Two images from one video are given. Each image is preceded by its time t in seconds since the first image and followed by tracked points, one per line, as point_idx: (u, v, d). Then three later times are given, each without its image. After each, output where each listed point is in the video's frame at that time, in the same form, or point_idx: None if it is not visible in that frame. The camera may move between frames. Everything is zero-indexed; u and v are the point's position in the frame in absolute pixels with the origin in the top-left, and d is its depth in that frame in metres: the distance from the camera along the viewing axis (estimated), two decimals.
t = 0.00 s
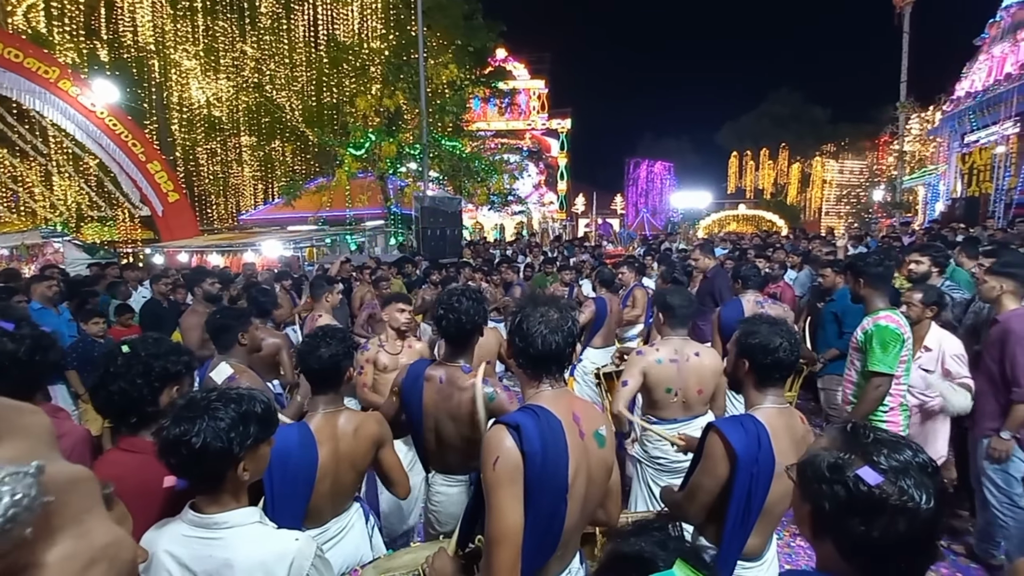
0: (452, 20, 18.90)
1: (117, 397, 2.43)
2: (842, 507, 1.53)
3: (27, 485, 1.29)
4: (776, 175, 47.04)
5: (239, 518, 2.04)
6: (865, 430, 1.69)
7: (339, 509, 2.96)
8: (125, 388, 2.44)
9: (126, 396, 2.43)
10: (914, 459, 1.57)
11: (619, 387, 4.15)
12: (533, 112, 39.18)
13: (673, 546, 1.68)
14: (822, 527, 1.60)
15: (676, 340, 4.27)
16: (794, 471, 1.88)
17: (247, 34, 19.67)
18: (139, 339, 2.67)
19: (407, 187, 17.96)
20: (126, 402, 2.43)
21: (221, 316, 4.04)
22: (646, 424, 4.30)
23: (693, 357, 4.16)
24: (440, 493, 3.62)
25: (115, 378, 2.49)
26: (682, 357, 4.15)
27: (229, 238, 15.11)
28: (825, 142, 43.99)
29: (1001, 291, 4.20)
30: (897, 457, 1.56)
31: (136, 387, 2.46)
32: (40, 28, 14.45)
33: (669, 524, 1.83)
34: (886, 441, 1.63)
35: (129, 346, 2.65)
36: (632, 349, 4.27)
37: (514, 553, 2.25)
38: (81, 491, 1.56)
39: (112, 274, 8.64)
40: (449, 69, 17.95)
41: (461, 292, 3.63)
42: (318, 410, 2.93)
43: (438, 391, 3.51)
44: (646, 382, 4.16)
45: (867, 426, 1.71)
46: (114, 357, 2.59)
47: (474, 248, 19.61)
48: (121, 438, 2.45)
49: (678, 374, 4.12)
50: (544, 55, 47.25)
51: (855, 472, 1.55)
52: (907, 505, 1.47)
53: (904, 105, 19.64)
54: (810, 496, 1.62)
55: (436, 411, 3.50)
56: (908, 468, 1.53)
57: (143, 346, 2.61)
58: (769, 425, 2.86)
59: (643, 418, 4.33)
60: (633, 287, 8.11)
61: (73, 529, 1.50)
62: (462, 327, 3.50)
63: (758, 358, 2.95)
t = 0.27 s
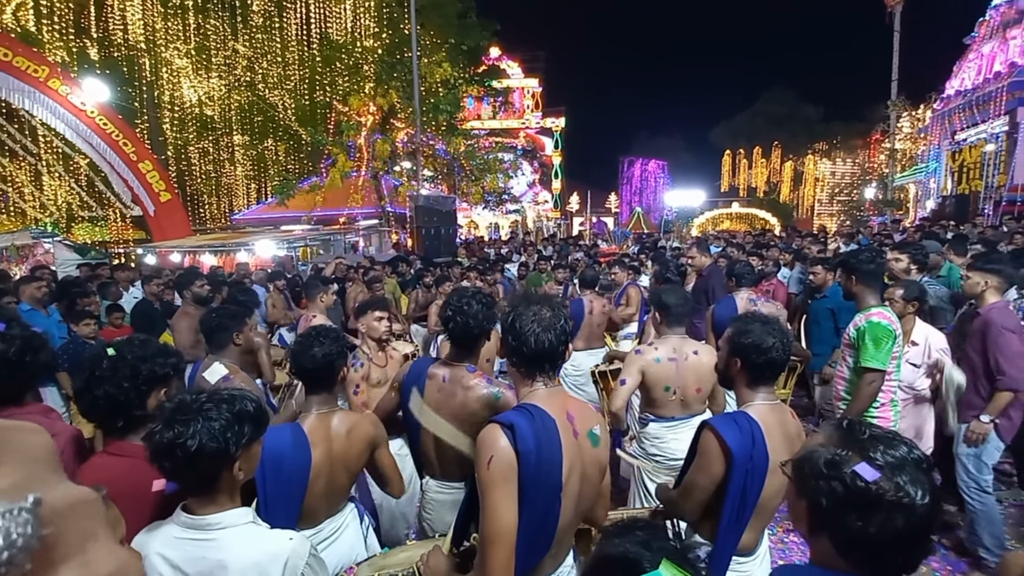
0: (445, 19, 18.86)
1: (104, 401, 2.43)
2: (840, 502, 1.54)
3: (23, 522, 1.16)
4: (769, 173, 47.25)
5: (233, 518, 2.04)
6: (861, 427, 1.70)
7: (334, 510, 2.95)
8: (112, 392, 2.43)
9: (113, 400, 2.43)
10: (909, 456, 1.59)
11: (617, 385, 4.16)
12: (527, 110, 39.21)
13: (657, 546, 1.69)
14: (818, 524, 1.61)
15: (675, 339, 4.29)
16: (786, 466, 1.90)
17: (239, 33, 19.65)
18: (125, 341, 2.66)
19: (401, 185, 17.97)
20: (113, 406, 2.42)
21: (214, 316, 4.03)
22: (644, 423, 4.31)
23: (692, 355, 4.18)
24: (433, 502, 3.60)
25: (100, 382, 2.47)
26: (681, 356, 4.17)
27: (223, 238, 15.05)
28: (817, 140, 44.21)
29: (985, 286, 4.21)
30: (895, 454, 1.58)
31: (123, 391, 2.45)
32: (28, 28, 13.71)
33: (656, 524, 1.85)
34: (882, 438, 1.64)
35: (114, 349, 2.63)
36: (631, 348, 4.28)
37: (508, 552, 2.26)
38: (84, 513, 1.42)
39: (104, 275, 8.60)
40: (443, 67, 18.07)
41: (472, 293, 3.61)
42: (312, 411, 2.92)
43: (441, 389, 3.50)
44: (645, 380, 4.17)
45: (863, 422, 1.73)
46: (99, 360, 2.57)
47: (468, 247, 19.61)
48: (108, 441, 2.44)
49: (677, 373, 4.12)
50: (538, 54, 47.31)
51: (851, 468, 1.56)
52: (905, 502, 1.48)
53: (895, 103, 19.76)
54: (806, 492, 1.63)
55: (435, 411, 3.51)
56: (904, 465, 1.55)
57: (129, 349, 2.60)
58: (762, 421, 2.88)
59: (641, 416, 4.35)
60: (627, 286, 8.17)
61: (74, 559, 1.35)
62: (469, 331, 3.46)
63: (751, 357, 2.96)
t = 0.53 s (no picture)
0: (439, 17, 18.82)
1: (90, 405, 2.41)
2: (792, 496, 1.55)
3: (59, 515, 1.07)
4: (762, 172, 47.45)
5: (227, 518, 2.05)
6: (819, 422, 1.72)
7: (329, 509, 2.95)
8: (99, 395, 2.42)
9: (100, 404, 2.41)
10: (863, 451, 1.60)
11: (642, 382, 4.15)
12: (522, 109, 39.24)
13: (642, 547, 1.70)
14: (776, 517, 1.63)
15: (692, 336, 4.32)
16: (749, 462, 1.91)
17: (231, 31, 19.72)
18: (112, 344, 2.64)
19: (396, 185, 17.95)
20: (100, 410, 2.41)
21: (209, 315, 4.01)
22: (659, 418, 4.33)
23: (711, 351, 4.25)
24: (429, 500, 3.61)
25: (87, 386, 2.46)
26: (700, 352, 4.23)
27: (216, 237, 15.00)
28: (811, 139, 44.34)
29: (973, 284, 4.23)
30: (848, 448, 1.59)
31: (110, 395, 2.44)
32: (19, 25, 13.65)
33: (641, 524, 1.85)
34: (839, 432, 1.66)
35: (100, 351, 2.62)
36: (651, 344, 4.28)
37: (504, 550, 2.26)
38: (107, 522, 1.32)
39: (95, 274, 8.55)
40: (438, 66, 17.86)
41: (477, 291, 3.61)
42: (307, 410, 2.92)
43: (441, 387, 3.49)
44: (668, 377, 4.17)
45: (821, 417, 1.74)
46: (85, 363, 2.55)
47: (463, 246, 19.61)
48: (97, 443, 2.44)
49: (696, 369, 4.18)
50: (533, 53, 47.33)
51: (802, 461, 1.57)
52: (852, 495, 1.50)
53: (887, 102, 19.89)
54: (763, 485, 1.65)
55: (434, 409, 3.50)
56: (855, 459, 1.57)
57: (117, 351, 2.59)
58: (754, 416, 2.90)
59: (656, 413, 4.37)
60: (620, 286, 8.24)
61: (102, 556, 1.31)
62: (475, 327, 3.47)
63: (742, 353, 2.98)
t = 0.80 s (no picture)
0: (431, 15, 18.74)
1: (72, 410, 2.40)
2: (720, 491, 1.65)
3: (51, 492, 1.32)
4: (754, 171, 47.64)
5: (217, 518, 2.04)
6: (752, 418, 1.81)
7: (320, 511, 2.95)
8: (81, 401, 2.41)
9: (82, 410, 2.40)
10: (787, 445, 1.69)
11: (662, 376, 4.16)
12: (514, 108, 39.26)
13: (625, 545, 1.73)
14: (713, 512, 1.69)
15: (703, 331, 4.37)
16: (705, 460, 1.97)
17: (221, 28, 19.55)
18: (95, 348, 2.62)
19: (388, 183, 17.87)
20: (83, 415, 2.40)
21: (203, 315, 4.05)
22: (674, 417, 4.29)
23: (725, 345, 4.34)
24: (422, 500, 3.58)
25: (68, 392, 2.44)
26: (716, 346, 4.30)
27: (205, 236, 14.90)
28: (801, 138, 44.55)
29: (958, 283, 4.26)
30: (772, 444, 1.67)
31: (93, 401, 2.42)
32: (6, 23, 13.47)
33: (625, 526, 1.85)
34: (771, 428, 1.75)
35: (81, 356, 2.60)
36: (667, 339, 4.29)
37: (495, 548, 2.27)
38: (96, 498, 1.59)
39: (82, 274, 8.48)
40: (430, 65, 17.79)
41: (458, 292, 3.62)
42: (298, 410, 2.92)
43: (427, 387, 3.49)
44: (686, 371, 4.19)
45: (750, 416, 1.83)
46: (65, 369, 2.55)
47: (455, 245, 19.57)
48: (82, 449, 2.42)
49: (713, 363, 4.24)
50: (526, 52, 47.34)
51: (727, 459, 1.67)
52: (775, 488, 1.58)
53: (876, 102, 20.04)
54: (703, 479, 1.73)
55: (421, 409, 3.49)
56: (778, 454, 1.65)
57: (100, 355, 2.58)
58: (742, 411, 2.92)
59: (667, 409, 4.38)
60: (615, 284, 8.16)
61: (99, 532, 1.56)
62: (458, 330, 3.53)
63: (732, 350, 3.00)
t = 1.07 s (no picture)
0: (425, 13, 18.68)
1: (57, 416, 2.38)
2: (693, 488, 1.71)
3: (29, 489, 1.44)
4: (748, 170, 47.76)
5: (211, 519, 2.03)
6: (725, 416, 1.87)
7: (312, 512, 2.94)
8: (66, 406, 2.39)
9: (67, 416, 2.39)
10: (761, 442, 1.74)
11: (666, 373, 4.16)
12: (509, 107, 39.23)
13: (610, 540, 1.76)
14: (686, 508, 1.77)
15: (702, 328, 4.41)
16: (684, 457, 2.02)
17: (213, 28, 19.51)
18: (79, 352, 2.59)
19: (383, 183, 17.82)
20: (68, 421, 2.39)
21: (198, 315, 4.03)
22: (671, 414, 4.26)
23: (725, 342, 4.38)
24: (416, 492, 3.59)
25: (52, 397, 2.42)
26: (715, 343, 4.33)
27: (198, 237, 14.82)
28: (794, 137, 44.73)
29: (947, 282, 4.29)
30: (744, 441, 1.72)
31: (79, 406, 2.41)
32: None
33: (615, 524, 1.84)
34: (741, 425, 1.80)
35: (65, 360, 2.57)
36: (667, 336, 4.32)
37: (489, 547, 2.26)
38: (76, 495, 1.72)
39: (73, 275, 8.42)
40: (424, 63, 18.06)
41: (436, 288, 3.62)
42: (289, 410, 2.92)
43: (409, 386, 3.49)
44: (687, 368, 4.20)
45: (726, 413, 1.89)
46: (49, 374, 2.52)
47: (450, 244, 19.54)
48: (69, 454, 2.40)
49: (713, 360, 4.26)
50: (520, 50, 47.29)
51: (700, 455, 1.72)
52: (746, 485, 1.63)
53: (868, 101, 20.10)
54: (677, 478, 1.79)
55: (406, 407, 3.49)
56: (750, 451, 1.70)
57: (85, 359, 2.56)
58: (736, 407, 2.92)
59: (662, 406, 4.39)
60: (611, 283, 8.15)
61: (81, 528, 1.69)
62: (438, 326, 3.51)
63: (727, 346, 3.01)
